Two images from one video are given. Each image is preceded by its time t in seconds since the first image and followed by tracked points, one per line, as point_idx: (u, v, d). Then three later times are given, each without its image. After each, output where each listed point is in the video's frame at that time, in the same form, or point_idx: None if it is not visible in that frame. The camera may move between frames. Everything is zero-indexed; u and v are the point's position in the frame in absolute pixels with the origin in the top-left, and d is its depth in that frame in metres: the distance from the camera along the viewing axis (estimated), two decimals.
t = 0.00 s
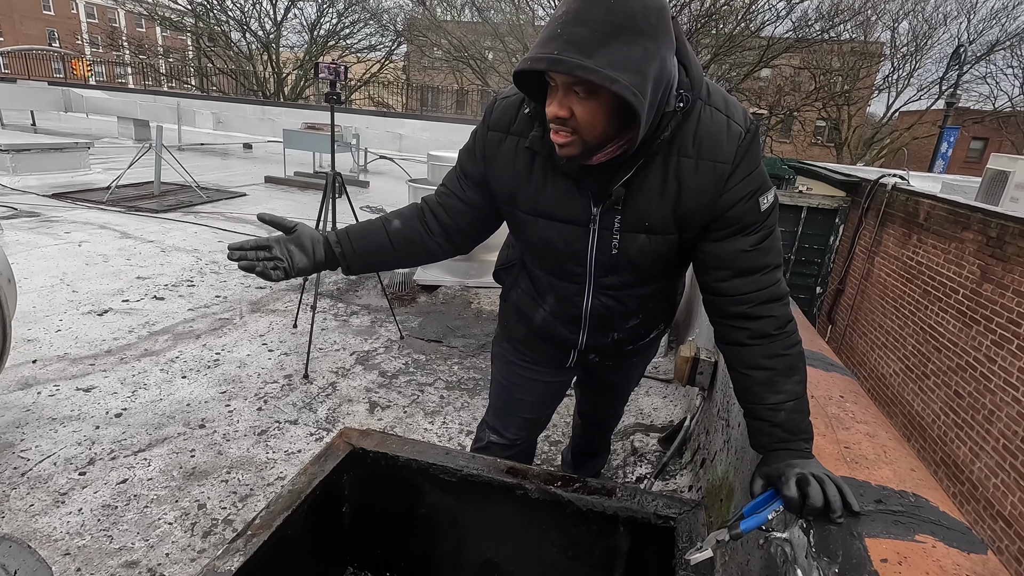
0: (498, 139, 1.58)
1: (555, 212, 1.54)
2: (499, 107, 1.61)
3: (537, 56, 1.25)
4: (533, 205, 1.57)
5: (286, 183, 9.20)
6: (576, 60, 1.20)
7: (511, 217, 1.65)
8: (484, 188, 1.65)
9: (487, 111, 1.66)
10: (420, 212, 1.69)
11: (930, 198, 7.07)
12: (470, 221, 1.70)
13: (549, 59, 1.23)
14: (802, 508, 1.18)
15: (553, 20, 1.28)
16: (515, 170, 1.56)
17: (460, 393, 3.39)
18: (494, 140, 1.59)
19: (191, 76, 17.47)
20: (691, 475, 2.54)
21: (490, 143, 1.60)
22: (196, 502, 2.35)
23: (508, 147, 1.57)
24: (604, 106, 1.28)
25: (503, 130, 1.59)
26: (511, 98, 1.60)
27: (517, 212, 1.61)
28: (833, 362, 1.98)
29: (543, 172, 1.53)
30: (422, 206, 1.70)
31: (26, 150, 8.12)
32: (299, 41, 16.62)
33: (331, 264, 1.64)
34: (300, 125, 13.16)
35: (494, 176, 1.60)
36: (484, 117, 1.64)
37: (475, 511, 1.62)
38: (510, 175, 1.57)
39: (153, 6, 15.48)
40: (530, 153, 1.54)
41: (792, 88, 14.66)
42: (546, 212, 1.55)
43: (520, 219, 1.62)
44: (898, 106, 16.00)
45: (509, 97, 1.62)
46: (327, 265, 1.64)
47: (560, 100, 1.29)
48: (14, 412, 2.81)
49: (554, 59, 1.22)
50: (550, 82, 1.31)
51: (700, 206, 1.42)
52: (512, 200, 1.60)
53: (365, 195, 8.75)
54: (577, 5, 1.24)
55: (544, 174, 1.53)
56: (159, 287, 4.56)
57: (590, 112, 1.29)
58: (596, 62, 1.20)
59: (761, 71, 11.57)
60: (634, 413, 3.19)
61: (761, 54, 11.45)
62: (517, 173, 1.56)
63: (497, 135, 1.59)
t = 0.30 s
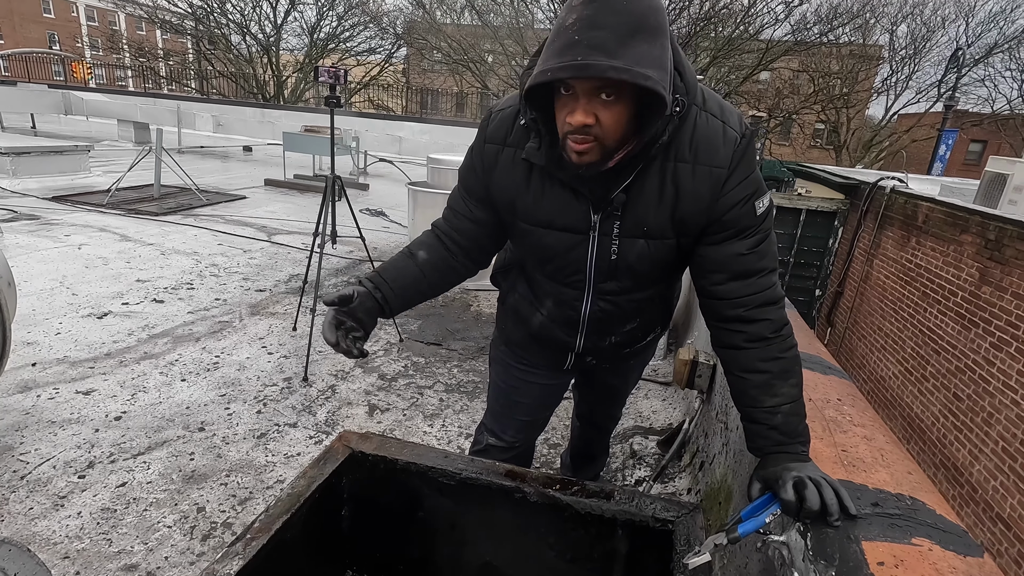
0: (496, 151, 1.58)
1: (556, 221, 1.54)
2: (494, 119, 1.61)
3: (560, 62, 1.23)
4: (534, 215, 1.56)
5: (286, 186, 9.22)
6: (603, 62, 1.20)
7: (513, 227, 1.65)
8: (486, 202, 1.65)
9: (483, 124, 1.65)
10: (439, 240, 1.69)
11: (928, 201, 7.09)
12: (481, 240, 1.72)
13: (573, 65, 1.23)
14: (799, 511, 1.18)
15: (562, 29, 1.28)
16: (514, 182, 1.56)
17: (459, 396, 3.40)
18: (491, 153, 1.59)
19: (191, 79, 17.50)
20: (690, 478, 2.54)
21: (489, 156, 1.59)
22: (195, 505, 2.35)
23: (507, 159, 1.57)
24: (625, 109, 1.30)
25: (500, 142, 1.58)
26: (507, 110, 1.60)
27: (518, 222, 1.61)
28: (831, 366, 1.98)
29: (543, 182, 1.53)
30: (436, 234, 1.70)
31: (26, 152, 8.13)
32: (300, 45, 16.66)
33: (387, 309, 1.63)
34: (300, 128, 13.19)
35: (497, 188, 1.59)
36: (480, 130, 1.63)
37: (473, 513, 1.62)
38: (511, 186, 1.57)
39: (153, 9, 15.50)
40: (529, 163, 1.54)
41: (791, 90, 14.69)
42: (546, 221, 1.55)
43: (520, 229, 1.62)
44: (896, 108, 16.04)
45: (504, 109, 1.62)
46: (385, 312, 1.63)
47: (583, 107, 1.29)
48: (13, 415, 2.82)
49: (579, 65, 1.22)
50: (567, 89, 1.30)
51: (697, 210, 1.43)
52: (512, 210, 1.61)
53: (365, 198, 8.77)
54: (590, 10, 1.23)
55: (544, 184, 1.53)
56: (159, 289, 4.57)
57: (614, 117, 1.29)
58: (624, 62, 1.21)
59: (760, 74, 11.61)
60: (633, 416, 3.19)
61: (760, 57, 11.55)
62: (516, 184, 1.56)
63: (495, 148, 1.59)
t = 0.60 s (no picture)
0: (496, 171, 1.55)
1: (561, 235, 1.52)
2: (489, 139, 1.58)
3: (575, 72, 1.20)
4: (538, 231, 1.54)
5: (285, 189, 9.21)
6: (619, 68, 1.18)
7: (517, 245, 1.62)
8: (491, 225, 1.61)
9: (477, 147, 1.61)
10: (461, 279, 1.65)
11: (927, 203, 7.10)
12: (496, 268, 1.67)
13: (588, 74, 1.20)
14: (799, 513, 1.18)
15: (565, 40, 1.25)
16: (515, 199, 1.53)
17: (458, 398, 3.39)
18: (491, 172, 1.55)
19: (190, 81, 17.49)
20: (689, 480, 2.54)
21: (489, 176, 1.56)
22: (194, 508, 2.35)
23: (507, 177, 1.53)
24: (638, 115, 1.29)
25: (498, 160, 1.55)
26: (501, 129, 1.57)
27: (523, 240, 1.58)
28: (830, 368, 1.98)
29: (544, 197, 1.51)
30: (451, 272, 1.66)
31: (25, 155, 8.13)
32: (299, 47, 16.69)
33: (449, 367, 1.57)
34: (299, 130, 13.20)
35: (500, 208, 1.56)
36: (476, 149, 1.60)
37: (472, 515, 1.62)
38: (514, 204, 1.54)
39: (153, 12, 15.53)
40: (529, 180, 1.51)
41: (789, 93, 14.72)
42: (551, 236, 1.53)
43: (523, 245, 1.59)
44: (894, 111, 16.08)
45: (498, 128, 1.59)
46: (447, 371, 1.57)
47: (598, 116, 1.26)
48: (11, 418, 2.81)
49: (595, 73, 1.19)
50: (578, 101, 1.27)
51: (697, 214, 1.43)
52: (516, 227, 1.58)
53: (364, 200, 8.77)
54: (595, 18, 1.21)
55: (547, 199, 1.51)
56: (157, 292, 4.56)
57: (628, 123, 1.28)
58: (639, 65, 1.19)
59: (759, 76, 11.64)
60: (632, 418, 3.19)
61: (758, 60, 11.58)
62: (517, 201, 1.53)
63: (494, 168, 1.55)
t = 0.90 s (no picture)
0: (495, 177, 1.54)
1: (561, 239, 1.52)
2: (488, 145, 1.57)
3: (574, 78, 1.19)
4: (537, 235, 1.54)
5: (284, 190, 9.21)
6: (619, 74, 1.18)
7: (517, 250, 1.61)
8: (490, 230, 1.61)
9: (476, 152, 1.61)
10: (456, 285, 1.64)
11: (925, 205, 7.12)
12: (494, 273, 1.67)
13: (588, 80, 1.19)
14: (799, 516, 1.18)
15: (564, 45, 1.24)
16: (515, 205, 1.53)
17: (457, 400, 3.39)
18: (490, 179, 1.55)
19: (189, 83, 17.47)
20: (688, 482, 2.54)
21: (489, 182, 1.55)
22: (192, 511, 2.34)
23: (507, 183, 1.53)
24: (638, 120, 1.29)
25: (498, 166, 1.55)
26: (501, 134, 1.56)
27: (522, 245, 1.58)
28: (829, 369, 1.98)
29: (544, 202, 1.51)
30: (447, 278, 1.65)
31: (22, 157, 8.11)
32: (298, 49, 16.69)
33: (444, 374, 1.56)
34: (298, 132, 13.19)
35: (500, 214, 1.56)
36: (475, 156, 1.59)
37: (471, 518, 1.61)
38: (513, 210, 1.53)
39: (152, 13, 15.54)
40: (529, 186, 1.51)
41: (788, 95, 14.74)
42: (551, 241, 1.53)
43: (523, 250, 1.59)
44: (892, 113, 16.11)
45: (496, 133, 1.59)
46: (441, 379, 1.56)
47: (598, 122, 1.26)
48: (8, 421, 2.80)
49: (595, 79, 1.19)
50: (578, 106, 1.26)
51: (697, 216, 1.43)
52: (516, 233, 1.57)
53: (363, 202, 8.77)
54: (594, 24, 1.20)
55: (547, 204, 1.50)
56: (156, 294, 4.55)
57: (628, 129, 1.28)
58: (639, 71, 1.19)
59: (757, 78, 11.68)
60: (631, 421, 3.18)
61: (756, 62, 11.62)
62: (517, 206, 1.53)
63: (493, 173, 1.55)
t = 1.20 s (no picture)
0: (495, 179, 1.53)
1: (562, 241, 1.51)
2: (488, 146, 1.56)
3: (580, 87, 1.18)
4: (538, 237, 1.53)
5: (283, 192, 9.20)
6: (625, 83, 1.17)
7: (516, 251, 1.61)
8: (490, 231, 1.60)
9: (476, 153, 1.59)
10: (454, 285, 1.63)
11: (923, 206, 7.13)
12: (493, 274, 1.66)
13: (594, 89, 1.18)
14: (800, 518, 1.17)
15: (569, 51, 1.23)
16: (515, 206, 1.52)
17: (456, 402, 3.38)
18: (490, 180, 1.54)
19: (187, 84, 17.48)
20: (687, 484, 2.53)
21: (489, 184, 1.54)
22: (189, 514, 2.33)
23: (507, 186, 1.52)
24: (641, 126, 1.28)
25: (498, 168, 1.54)
26: (501, 136, 1.55)
27: (522, 246, 1.57)
28: (829, 371, 1.98)
29: (544, 205, 1.50)
30: (444, 276, 1.64)
31: (20, 158, 8.09)
32: (297, 50, 16.70)
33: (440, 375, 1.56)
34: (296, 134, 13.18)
35: (500, 216, 1.55)
36: (475, 157, 1.58)
37: (469, 520, 1.61)
38: (514, 212, 1.53)
39: (151, 15, 15.51)
40: (529, 188, 1.50)
41: (786, 97, 14.78)
42: (551, 243, 1.52)
43: (523, 252, 1.59)
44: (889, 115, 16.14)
45: (496, 135, 1.58)
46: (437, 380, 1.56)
47: (603, 129, 1.25)
48: (4, 423, 2.79)
49: (601, 88, 1.18)
50: (582, 113, 1.25)
51: (698, 217, 1.42)
52: (515, 235, 1.57)
53: (361, 204, 8.76)
54: (599, 31, 1.19)
55: (547, 206, 1.50)
56: (153, 295, 4.54)
57: (633, 135, 1.27)
58: (644, 80, 1.18)
59: (755, 80, 11.71)
60: (630, 422, 3.18)
61: (754, 64, 11.64)
62: (517, 208, 1.52)
63: (493, 175, 1.54)
